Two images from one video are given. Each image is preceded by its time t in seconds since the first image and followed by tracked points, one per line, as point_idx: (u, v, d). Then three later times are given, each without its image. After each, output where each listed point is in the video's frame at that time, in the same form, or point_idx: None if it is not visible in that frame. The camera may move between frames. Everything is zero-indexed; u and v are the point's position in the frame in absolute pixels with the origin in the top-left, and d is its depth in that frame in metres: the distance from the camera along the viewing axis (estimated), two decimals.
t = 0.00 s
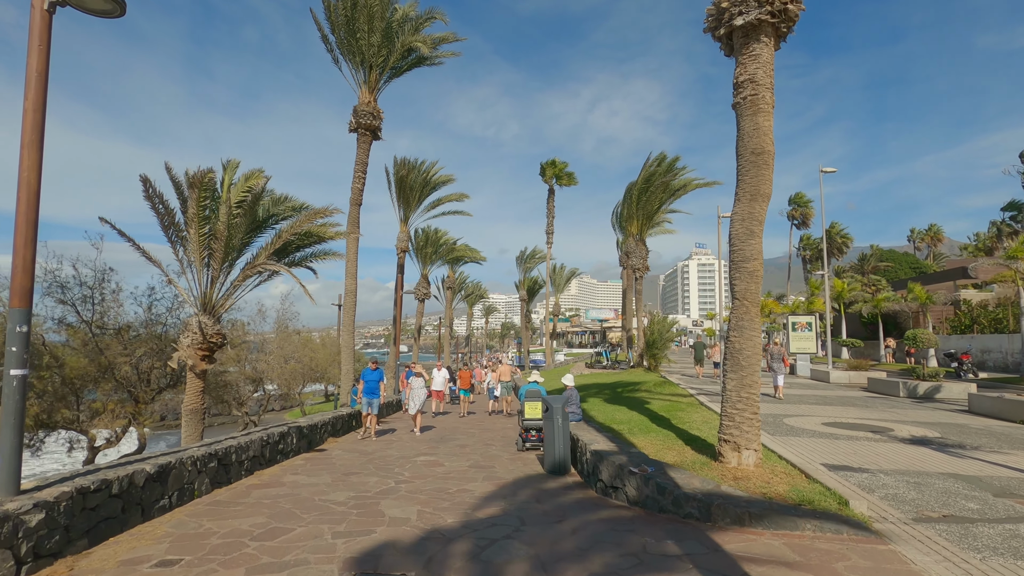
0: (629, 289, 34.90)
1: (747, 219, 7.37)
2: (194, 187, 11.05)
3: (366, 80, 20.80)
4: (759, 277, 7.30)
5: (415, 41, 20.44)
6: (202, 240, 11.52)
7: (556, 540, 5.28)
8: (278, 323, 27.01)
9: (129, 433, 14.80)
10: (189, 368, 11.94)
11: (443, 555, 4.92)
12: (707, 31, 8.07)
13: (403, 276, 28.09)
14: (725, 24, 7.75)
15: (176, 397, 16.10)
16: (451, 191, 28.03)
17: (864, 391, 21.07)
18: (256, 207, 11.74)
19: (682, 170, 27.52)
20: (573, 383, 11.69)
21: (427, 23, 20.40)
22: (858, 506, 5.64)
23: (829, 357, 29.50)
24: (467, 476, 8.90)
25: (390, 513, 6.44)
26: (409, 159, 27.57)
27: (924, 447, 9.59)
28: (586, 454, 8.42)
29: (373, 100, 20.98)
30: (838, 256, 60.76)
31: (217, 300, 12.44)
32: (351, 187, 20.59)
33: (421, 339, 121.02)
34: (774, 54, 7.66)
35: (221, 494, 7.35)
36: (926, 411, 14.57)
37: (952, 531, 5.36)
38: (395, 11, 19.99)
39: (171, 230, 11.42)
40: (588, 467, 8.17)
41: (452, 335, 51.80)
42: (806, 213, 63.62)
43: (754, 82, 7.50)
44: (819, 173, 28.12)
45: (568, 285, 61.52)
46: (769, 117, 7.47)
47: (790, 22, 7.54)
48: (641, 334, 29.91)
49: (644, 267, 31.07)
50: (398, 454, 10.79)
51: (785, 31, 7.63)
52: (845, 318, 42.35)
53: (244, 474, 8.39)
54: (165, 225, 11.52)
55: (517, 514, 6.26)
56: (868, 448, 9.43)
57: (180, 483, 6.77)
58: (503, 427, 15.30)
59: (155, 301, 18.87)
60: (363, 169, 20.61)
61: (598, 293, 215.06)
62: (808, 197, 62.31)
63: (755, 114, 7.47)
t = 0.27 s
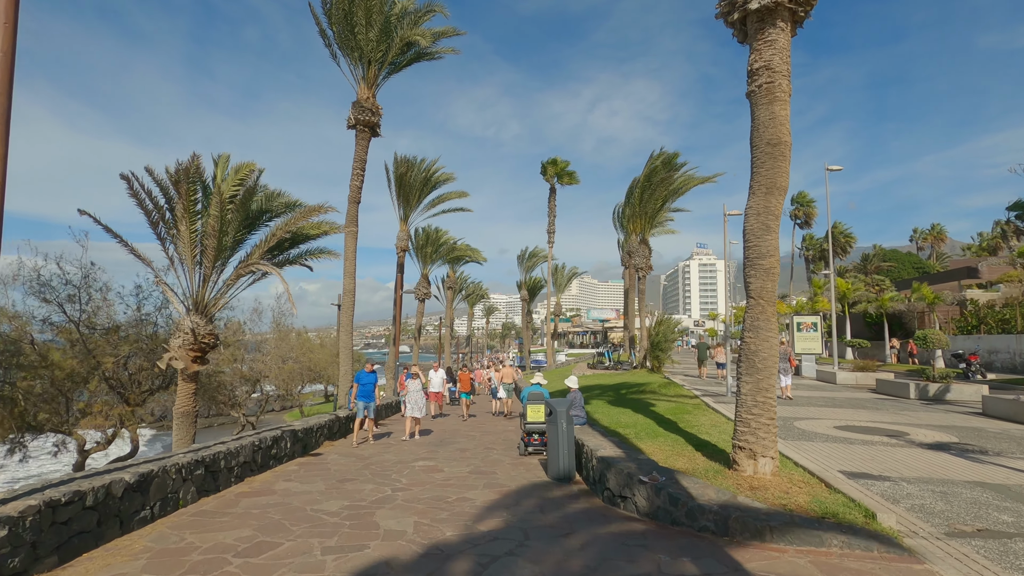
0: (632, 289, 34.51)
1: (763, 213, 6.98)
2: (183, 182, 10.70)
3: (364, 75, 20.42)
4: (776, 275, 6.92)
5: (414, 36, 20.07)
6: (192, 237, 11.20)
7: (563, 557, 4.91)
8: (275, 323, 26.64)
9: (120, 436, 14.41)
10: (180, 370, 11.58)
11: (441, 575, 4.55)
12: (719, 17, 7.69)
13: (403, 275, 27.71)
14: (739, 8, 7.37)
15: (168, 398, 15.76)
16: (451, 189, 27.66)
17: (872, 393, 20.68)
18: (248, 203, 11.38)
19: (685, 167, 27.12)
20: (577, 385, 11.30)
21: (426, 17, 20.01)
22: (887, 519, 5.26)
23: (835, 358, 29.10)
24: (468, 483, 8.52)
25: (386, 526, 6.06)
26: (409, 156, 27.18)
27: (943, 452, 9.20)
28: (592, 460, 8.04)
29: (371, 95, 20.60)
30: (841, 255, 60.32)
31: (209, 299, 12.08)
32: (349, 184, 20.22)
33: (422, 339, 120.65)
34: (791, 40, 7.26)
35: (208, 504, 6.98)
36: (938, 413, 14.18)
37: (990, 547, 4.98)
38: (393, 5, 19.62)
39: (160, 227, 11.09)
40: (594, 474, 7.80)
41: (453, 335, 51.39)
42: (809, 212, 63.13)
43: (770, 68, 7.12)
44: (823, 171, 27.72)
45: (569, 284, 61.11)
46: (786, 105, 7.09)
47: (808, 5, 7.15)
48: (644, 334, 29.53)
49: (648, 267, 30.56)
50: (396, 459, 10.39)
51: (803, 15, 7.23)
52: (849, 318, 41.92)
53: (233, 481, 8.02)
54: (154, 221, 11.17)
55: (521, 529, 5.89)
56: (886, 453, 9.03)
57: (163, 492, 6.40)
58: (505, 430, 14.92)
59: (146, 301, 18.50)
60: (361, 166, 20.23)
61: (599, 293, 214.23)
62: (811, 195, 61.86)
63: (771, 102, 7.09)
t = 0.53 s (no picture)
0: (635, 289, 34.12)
1: (779, 205, 6.60)
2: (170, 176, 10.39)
3: (363, 70, 20.05)
4: (792, 271, 6.54)
5: (413, 30, 19.69)
6: (181, 234, 10.90)
7: None
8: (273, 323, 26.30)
9: (110, 438, 14.04)
10: (170, 371, 11.22)
11: None
12: None
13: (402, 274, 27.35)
14: None
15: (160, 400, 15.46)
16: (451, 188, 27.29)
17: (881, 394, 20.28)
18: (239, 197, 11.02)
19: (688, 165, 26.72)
20: (580, 386, 10.90)
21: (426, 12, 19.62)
22: (916, 533, 4.87)
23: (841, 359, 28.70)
24: (466, 489, 8.13)
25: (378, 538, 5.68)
26: (409, 154, 26.82)
27: (964, 458, 8.79)
28: (597, 466, 7.66)
29: (370, 91, 20.23)
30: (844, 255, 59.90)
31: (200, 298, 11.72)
32: (348, 182, 19.86)
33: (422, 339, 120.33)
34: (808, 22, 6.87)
35: (191, 513, 6.61)
36: (952, 416, 13.77)
37: None
38: None
39: (149, 222, 10.78)
40: (599, 481, 7.41)
41: (453, 335, 51.02)
42: (812, 212, 62.69)
43: (787, 52, 6.73)
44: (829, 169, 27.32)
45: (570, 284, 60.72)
46: (803, 91, 6.70)
47: None
48: (647, 334, 29.14)
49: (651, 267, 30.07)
50: (393, 464, 10.01)
51: None
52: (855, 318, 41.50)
53: (220, 488, 7.65)
54: (142, 216, 10.84)
55: (522, 541, 5.52)
56: (903, 458, 8.64)
57: (142, 501, 6.03)
58: (505, 432, 14.53)
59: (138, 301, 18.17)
60: (360, 163, 19.86)
61: (600, 294, 213.72)
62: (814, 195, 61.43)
63: (787, 88, 6.71)
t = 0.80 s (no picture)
0: (637, 288, 33.74)
1: (795, 199, 6.23)
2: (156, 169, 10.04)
3: (361, 66, 19.68)
4: (810, 269, 6.17)
5: (412, 23, 19.27)
6: (169, 229, 10.56)
7: None
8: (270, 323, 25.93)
9: (99, 442, 13.66)
10: (159, 373, 10.82)
11: None
12: None
13: (401, 273, 27.00)
14: None
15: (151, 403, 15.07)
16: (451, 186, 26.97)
17: (889, 396, 19.93)
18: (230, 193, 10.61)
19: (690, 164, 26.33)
20: (584, 389, 10.51)
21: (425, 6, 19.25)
22: (951, 554, 4.51)
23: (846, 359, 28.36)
24: (464, 498, 7.74)
25: (369, 554, 5.30)
26: (408, 152, 26.43)
27: (984, 464, 8.42)
28: (602, 474, 7.29)
29: (368, 87, 19.86)
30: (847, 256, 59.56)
31: (190, 297, 11.32)
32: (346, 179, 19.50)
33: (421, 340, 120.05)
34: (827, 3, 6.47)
35: (172, 525, 6.23)
36: (964, 419, 13.40)
37: None
38: None
39: (136, 218, 10.41)
40: (604, 491, 7.05)
41: (453, 335, 50.69)
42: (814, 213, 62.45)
43: (805, 37, 6.35)
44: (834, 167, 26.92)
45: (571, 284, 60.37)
46: (821, 79, 6.32)
47: None
48: (649, 335, 28.79)
49: (653, 266, 29.64)
50: (389, 470, 9.63)
51: None
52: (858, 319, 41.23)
53: (205, 497, 7.28)
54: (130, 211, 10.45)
55: (523, 560, 5.16)
56: (921, 466, 8.27)
57: (118, 514, 5.65)
58: (506, 436, 14.15)
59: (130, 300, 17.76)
60: (357, 160, 19.49)
61: (600, 294, 213.31)
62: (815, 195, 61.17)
63: (805, 75, 6.33)
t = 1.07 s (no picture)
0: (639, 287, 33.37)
1: (816, 188, 5.87)
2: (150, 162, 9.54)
3: (359, 61, 19.30)
4: (833, 262, 5.80)
5: (411, 17, 18.86)
6: (161, 226, 10.04)
7: None
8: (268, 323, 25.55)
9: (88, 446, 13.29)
10: (149, 375, 10.42)
11: None
12: None
13: (401, 273, 26.63)
14: None
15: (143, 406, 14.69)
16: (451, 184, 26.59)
17: (898, 396, 19.55)
18: (224, 189, 10.20)
19: (693, 161, 25.97)
20: (589, 390, 10.12)
21: None
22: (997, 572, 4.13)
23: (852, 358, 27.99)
24: (464, 505, 7.36)
25: (361, 569, 4.93)
26: (407, 149, 26.04)
27: (1009, 468, 8.03)
28: (611, 480, 6.92)
29: (367, 82, 19.47)
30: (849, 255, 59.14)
31: (181, 296, 10.92)
32: (343, 176, 19.12)
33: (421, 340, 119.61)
34: None
35: (153, 538, 5.86)
36: (980, 420, 13.02)
37: None
38: None
39: (126, 214, 9.93)
40: (613, 499, 6.67)
41: (453, 335, 50.29)
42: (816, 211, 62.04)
43: (826, 16, 5.98)
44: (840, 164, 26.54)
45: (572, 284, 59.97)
46: (844, 60, 5.95)
47: None
48: (652, 334, 28.41)
49: (656, 265, 29.27)
50: (386, 475, 9.25)
51: None
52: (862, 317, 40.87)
53: (192, 506, 6.91)
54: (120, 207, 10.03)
55: None
56: (944, 470, 7.90)
57: (95, 526, 5.29)
58: (507, 439, 13.77)
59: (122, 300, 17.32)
60: (355, 157, 19.11)
61: (601, 294, 213.10)
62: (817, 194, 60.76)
63: (826, 56, 5.96)
